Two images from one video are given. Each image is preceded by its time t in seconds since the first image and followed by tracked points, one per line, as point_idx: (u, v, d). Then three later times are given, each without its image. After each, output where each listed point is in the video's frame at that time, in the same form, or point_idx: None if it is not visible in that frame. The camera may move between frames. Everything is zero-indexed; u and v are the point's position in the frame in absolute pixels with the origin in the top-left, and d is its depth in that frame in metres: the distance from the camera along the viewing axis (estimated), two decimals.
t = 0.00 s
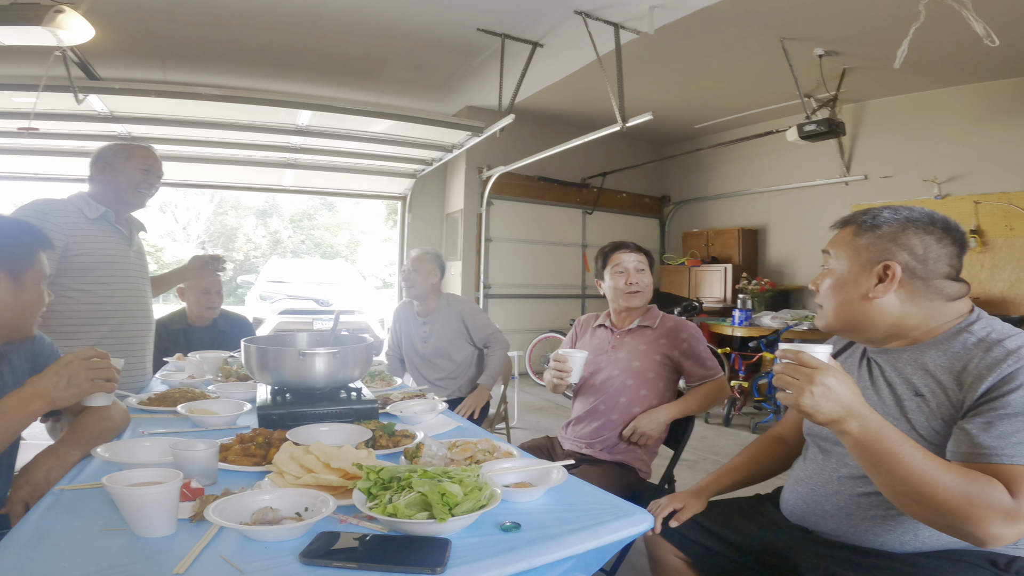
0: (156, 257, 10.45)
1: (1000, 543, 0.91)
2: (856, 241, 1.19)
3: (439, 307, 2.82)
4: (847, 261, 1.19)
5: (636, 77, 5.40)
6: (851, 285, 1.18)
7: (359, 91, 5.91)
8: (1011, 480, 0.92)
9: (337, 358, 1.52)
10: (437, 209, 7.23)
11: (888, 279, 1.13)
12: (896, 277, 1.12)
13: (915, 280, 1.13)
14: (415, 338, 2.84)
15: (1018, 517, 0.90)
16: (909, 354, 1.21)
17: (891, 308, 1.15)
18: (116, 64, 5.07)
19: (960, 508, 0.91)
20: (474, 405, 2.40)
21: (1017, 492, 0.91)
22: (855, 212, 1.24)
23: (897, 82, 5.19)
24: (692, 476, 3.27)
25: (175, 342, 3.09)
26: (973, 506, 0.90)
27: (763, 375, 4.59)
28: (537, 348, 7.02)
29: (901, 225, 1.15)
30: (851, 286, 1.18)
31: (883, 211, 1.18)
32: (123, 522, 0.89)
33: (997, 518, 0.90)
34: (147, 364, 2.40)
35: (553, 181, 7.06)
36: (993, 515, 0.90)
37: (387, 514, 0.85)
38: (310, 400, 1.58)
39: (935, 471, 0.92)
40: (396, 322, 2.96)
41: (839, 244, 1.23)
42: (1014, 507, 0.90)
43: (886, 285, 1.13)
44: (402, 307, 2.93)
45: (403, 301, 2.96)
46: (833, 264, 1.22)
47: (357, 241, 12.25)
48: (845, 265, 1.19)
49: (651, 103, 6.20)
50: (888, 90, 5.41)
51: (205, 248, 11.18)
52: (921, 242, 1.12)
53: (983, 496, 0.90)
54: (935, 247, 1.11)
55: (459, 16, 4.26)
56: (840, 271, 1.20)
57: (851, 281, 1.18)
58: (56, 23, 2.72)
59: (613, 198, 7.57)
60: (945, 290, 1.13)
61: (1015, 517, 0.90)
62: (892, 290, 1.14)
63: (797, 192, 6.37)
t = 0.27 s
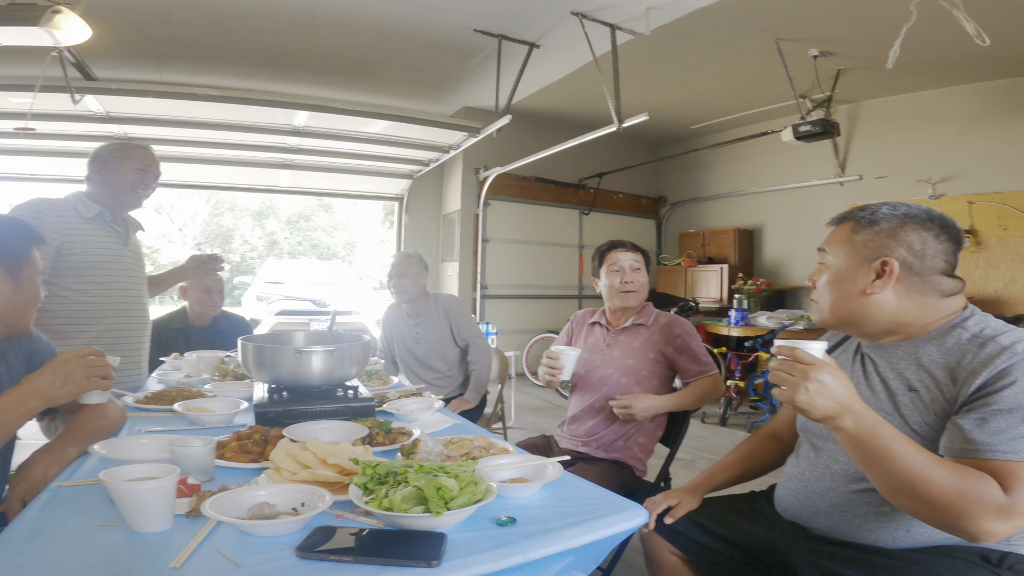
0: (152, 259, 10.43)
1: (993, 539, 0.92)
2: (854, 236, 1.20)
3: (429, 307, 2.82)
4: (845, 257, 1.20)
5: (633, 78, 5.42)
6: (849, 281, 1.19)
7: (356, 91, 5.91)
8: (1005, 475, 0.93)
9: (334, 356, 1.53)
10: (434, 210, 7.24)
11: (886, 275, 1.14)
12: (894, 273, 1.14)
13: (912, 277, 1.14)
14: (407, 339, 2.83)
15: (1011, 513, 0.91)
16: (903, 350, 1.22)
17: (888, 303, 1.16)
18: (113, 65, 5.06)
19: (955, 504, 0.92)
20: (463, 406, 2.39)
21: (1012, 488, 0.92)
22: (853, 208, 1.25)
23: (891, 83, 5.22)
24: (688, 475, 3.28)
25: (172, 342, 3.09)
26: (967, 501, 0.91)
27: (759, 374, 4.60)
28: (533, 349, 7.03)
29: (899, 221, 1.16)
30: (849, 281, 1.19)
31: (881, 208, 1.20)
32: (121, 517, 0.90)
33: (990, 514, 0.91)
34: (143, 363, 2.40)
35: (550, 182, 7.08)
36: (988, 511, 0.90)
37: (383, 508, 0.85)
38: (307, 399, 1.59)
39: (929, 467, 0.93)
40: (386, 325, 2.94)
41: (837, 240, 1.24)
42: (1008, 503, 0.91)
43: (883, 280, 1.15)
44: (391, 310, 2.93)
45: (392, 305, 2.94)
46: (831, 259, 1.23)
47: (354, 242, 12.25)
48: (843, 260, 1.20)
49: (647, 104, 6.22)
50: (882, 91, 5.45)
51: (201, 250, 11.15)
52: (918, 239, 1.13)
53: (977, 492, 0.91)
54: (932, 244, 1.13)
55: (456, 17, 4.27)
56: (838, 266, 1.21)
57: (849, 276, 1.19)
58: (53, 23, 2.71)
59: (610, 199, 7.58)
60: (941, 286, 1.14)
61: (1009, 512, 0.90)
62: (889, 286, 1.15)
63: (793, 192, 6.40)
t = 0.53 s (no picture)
0: (147, 261, 10.38)
1: (993, 530, 0.92)
2: (859, 225, 1.21)
3: (424, 305, 2.82)
4: (851, 245, 1.20)
5: (629, 78, 5.44)
6: (855, 269, 1.19)
7: (352, 92, 5.92)
8: (1003, 466, 0.93)
9: (330, 351, 1.54)
10: (430, 210, 7.24)
11: (893, 263, 1.15)
12: (901, 261, 1.14)
13: (917, 265, 1.16)
14: (402, 336, 2.84)
15: (1011, 504, 0.91)
16: (900, 341, 1.23)
17: (892, 291, 1.17)
18: (108, 65, 5.05)
19: (953, 496, 0.92)
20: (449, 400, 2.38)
21: (1011, 479, 0.92)
22: (856, 198, 1.26)
23: (884, 84, 5.26)
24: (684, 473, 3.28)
25: (167, 341, 3.08)
26: (966, 493, 0.91)
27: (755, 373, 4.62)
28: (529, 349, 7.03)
29: (904, 210, 1.17)
30: (854, 269, 1.19)
31: (887, 197, 1.21)
32: (117, 509, 0.90)
33: (990, 505, 0.91)
34: (137, 361, 2.39)
35: (546, 182, 7.09)
36: (987, 502, 0.91)
37: (380, 497, 0.85)
38: (303, 393, 1.60)
39: (928, 458, 0.93)
40: (382, 322, 2.95)
41: (841, 229, 1.25)
42: (1007, 494, 0.91)
43: (889, 268, 1.16)
44: (387, 306, 2.93)
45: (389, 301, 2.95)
46: (836, 248, 1.23)
47: (350, 244, 12.25)
48: (849, 248, 1.21)
49: (643, 105, 6.25)
50: (876, 92, 5.49)
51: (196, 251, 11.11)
52: (925, 229, 1.15)
53: (976, 483, 0.92)
54: (936, 233, 1.15)
55: (453, 18, 4.28)
56: (844, 254, 1.21)
57: (855, 264, 1.19)
58: (49, 23, 2.69)
59: (606, 200, 7.60)
60: (943, 275, 1.16)
61: (1008, 503, 0.91)
62: (896, 274, 1.16)
63: (787, 192, 6.43)
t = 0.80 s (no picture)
0: (144, 262, 10.36)
1: (989, 527, 0.94)
2: (861, 222, 1.22)
3: (428, 308, 2.80)
4: (854, 242, 1.21)
5: (626, 80, 5.46)
6: (859, 266, 1.20)
7: (351, 93, 5.93)
8: (999, 463, 0.95)
9: (330, 349, 1.54)
10: (428, 211, 7.25)
11: (897, 260, 1.17)
12: (904, 258, 1.16)
13: (918, 263, 1.18)
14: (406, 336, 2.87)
15: (1006, 501, 0.92)
16: (897, 338, 1.24)
17: (893, 289, 1.19)
18: (107, 65, 5.06)
19: (951, 493, 0.93)
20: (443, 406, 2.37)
21: (1007, 477, 0.93)
22: (856, 196, 1.27)
23: (881, 85, 5.29)
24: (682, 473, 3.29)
25: (167, 341, 3.09)
26: (964, 491, 0.93)
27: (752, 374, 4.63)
28: (527, 350, 7.04)
29: (906, 208, 1.19)
30: (857, 266, 1.20)
31: (888, 195, 1.22)
32: (118, 505, 0.90)
33: (987, 502, 0.92)
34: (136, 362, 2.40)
35: (544, 184, 7.11)
36: (984, 500, 0.92)
37: (381, 492, 0.86)
38: (303, 392, 1.60)
39: (925, 457, 0.95)
40: (393, 321, 3.00)
41: (842, 226, 1.25)
42: (1003, 491, 0.93)
43: (892, 266, 1.17)
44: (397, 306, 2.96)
45: (399, 301, 2.98)
46: (838, 244, 1.24)
47: (348, 245, 12.25)
48: (852, 245, 1.22)
49: (641, 106, 6.27)
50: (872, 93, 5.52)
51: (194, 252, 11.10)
52: (925, 228, 1.17)
53: (972, 481, 0.93)
54: (936, 233, 1.18)
55: (452, 19, 4.29)
56: (847, 251, 1.22)
57: (859, 261, 1.20)
58: (49, 23, 2.70)
59: (604, 201, 7.62)
60: (940, 273, 1.19)
61: (1005, 501, 0.92)
62: (898, 272, 1.18)
63: (785, 194, 6.45)
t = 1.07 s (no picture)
0: (140, 263, 10.34)
1: (983, 530, 0.95)
2: (861, 225, 1.23)
3: (429, 318, 2.76)
4: (853, 244, 1.22)
5: (624, 83, 5.48)
6: (857, 268, 1.21)
7: (349, 95, 5.94)
8: (991, 467, 0.96)
9: (328, 352, 1.55)
10: (426, 213, 7.25)
11: (896, 264, 1.18)
12: (903, 261, 1.17)
13: (916, 266, 1.19)
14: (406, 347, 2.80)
15: (999, 504, 0.93)
16: (892, 342, 1.26)
17: (891, 291, 1.20)
18: (105, 66, 5.05)
19: (944, 497, 0.94)
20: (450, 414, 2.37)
21: (1000, 480, 0.94)
22: (856, 199, 1.28)
23: (876, 89, 5.33)
24: (678, 476, 3.30)
25: (163, 342, 3.08)
26: (957, 495, 0.94)
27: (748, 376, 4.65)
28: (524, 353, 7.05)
29: (907, 212, 1.20)
30: (856, 268, 1.21)
31: (889, 199, 1.23)
32: (117, 507, 0.91)
33: (980, 506, 0.93)
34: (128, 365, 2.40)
35: (541, 186, 7.12)
36: (978, 503, 0.93)
37: (379, 494, 0.87)
38: (301, 394, 1.61)
39: (918, 461, 0.96)
40: (386, 327, 2.94)
41: (842, 228, 1.27)
42: (997, 495, 0.94)
43: (890, 268, 1.18)
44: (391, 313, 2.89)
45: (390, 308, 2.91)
46: (837, 246, 1.25)
47: (345, 247, 12.24)
48: (852, 247, 1.23)
49: (638, 109, 6.29)
50: (868, 97, 5.55)
51: (190, 254, 11.07)
52: (924, 232, 1.18)
53: (966, 484, 0.94)
54: (934, 237, 1.19)
55: (450, 21, 4.30)
56: (846, 253, 1.23)
57: (858, 262, 1.21)
58: (48, 24, 2.71)
59: (601, 204, 7.64)
60: (938, 277, 1.20)
61: (998, 504, 0.93)
62: (897, 275, 1.19)
63: (781, 197, 6.48)
